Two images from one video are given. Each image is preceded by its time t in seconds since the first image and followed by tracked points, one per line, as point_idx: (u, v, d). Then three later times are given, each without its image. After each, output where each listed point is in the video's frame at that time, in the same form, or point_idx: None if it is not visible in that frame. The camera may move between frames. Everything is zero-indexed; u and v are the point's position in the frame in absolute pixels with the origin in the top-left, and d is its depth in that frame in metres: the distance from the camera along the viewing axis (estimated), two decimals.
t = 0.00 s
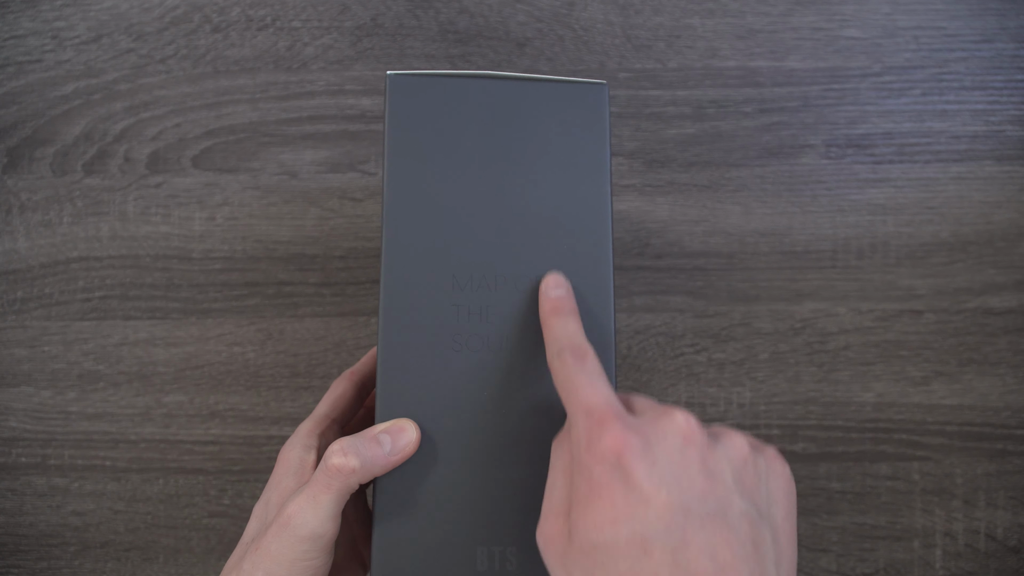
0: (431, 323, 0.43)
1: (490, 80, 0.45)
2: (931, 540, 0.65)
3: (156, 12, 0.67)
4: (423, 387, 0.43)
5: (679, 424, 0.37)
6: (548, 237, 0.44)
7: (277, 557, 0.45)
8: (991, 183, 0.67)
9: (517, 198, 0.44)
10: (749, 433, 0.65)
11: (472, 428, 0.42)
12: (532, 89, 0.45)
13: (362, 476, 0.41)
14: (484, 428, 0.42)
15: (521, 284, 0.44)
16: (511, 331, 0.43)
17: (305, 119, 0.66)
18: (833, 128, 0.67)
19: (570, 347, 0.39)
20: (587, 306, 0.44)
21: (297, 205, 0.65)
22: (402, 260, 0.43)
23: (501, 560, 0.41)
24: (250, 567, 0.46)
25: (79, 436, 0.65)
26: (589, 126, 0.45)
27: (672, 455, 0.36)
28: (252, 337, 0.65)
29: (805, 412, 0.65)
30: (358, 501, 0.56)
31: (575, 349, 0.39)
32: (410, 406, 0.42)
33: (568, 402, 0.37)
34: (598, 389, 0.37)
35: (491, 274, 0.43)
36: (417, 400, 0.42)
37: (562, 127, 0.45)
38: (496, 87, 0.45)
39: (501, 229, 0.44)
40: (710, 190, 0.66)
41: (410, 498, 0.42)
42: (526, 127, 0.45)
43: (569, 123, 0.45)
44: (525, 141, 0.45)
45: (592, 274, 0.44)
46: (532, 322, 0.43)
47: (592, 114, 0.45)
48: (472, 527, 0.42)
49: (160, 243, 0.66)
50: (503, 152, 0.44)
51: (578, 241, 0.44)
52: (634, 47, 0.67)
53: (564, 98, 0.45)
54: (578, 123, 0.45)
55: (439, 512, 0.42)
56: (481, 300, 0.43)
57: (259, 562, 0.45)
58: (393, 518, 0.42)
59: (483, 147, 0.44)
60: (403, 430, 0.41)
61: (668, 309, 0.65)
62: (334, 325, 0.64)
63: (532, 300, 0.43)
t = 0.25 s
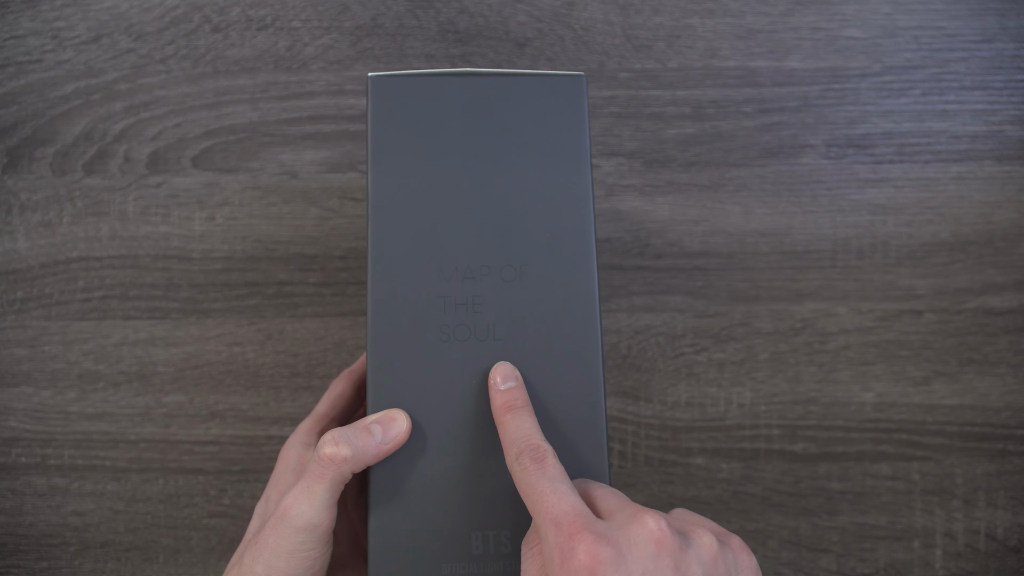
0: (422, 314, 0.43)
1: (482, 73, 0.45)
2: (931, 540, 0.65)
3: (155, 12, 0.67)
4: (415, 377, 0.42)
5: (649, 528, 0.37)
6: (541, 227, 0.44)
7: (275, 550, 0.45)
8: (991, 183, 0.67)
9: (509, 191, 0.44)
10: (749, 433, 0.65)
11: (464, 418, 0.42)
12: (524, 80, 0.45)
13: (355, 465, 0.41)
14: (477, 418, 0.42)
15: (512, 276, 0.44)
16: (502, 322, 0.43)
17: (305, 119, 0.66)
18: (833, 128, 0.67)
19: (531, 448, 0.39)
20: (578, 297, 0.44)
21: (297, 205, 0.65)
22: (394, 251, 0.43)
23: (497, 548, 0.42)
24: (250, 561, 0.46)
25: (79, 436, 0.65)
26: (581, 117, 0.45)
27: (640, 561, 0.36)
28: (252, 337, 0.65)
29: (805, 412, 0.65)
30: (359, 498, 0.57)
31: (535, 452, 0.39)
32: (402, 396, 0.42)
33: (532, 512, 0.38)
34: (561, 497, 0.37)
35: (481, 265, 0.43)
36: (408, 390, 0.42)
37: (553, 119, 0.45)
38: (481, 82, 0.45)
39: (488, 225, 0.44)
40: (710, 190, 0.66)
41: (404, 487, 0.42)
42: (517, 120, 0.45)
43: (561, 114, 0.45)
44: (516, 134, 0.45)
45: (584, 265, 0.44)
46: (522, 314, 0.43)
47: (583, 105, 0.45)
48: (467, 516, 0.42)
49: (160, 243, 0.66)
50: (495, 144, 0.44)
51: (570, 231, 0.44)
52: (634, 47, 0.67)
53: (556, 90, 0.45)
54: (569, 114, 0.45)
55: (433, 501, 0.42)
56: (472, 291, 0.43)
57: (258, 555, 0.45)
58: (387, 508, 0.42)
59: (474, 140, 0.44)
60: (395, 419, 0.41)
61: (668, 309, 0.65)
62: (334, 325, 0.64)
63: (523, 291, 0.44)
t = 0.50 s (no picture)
0: (423, 311, 0.43)
1: (482, 70, 0.45)
2: (931, 540, 0.65)
3: (156, 12, 0.67)
4: (415, 374, 0.43)
5: (658, 522, 0.37)
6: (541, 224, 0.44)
7: (273, 546, 0.45)
8: (991, 184, 0.67)
9: (509, 188, 0.44)
10: (749, 433, 0.65)
11: (465, 415, 0.42)
12: (525, 77, 0.45)
13: (353, 461, 0.41)
14: (477, 415, 0.42)
15: (513, 273, 0.44)
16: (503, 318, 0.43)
17: (305, 119, 0.66)
18: (833, 128, 0.67)
19: (535, 445, 0.39)
20: (579, 294, 0.44)
21: (296, 205, 0.65)
22: (394, 249, 0.43)
23: (497, 545, 0.42)
24: (249, 557, 0.46)
25: (79, 436, 0.65)
26: (581, 114, 0.45)
27: (649, 555, 0.36)
28: (252, 337, 0.65)
29: (805, 412, 0.65)
30: (359, 494, 0.57)
31: (539, 449, 0.39)
32: (402, 393, 0.42)
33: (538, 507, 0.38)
34: (567, 493, 0.37)
35: (482, 263, 0.43)
36: (408, 387, 0.42)
37: (553, 116, 0.45)
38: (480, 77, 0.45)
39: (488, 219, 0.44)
40: (710, 190, 0.66)
41: (404, 484, 0.42)
42: (518, 117, 0.45)
43: (561, 111, 0.45)
44: (517, 131, 0.45)
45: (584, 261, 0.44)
46: (523, 311, 0.43)
47: (584, 102, 0.45)
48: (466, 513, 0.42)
49: (160, 243, 0.66)
50: (495, 141, 0.44)
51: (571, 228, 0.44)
52: (634, 47, 0.67)
53: (557, 86, 0.45)
54: (569, 111, 0.45)
55: (433, 498, 0.42)
56: (473, 288, 0.43)
57: (257, 551, 0.45)
58: (386, 505, 0.42)
59: (475, 137, 0.44)
60: (394, 415, 0.41)
61: (668, 310, 0.65)
62: (334, 325, 0.64)
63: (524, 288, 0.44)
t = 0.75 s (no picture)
0: (425, 313, 0.43)
1: (485, 72, 0.45)
2: (931, 540, 0.65)
3: (156, 12, 0.67)
4: (416, 375, 0.43)
5: (661, 528, 0.37)
6: (544, 226, 0.44)
7: (272, 547, 0.45)
8: (991, 184, 0.67)
9: (511, 190, 0.44)
10: (749, 433, 0.65)
11: (465, 417, 0.42)
12: (528, 80, 0.45)
13: (353, 463, 0.41)
14: (477, 418, 0.42)
15: (515, 275, 0.44)
16: (505, 321, 0.43)
17: (305, 120, 0.66)
18: (833, 128, 0.67)
19: (537, 449, 0.39)
20: (580, 296, 0.44)
21: (296, 205, 0.65)
22: (397, 251, 0.43)
23: (496, 548, 0.42)
24: (247, 559, 0.46)
25: (79, 436, 0.65)
26: (584, 117, 0.45)
27: (651, 560, 0.36)
28: (252, 337, 0.65)
29: (805, 412, 0.65)
30: (359, 493, 0.57)
31: (541, 453, 0.39)
32: (402, 394, 0.42)
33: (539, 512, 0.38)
34: (570, 498, 0.37)
35: (484, 265, 0.43)
36: (409, 388, 0.42)
37: (556, 119, 0.45)
38: (483, 77, 0.45)
39: (489, 219, 0.44)
40: (710, 190, 0.66)
41: (404, 487, 0.42)
42: (521, 119, 0.45)
43: (564, 114, 0.45)
44: (520, 133, 0.45)
45: (586, 264, 0.44)
46: (525, 313, 0.43)
47: (587, 105, 0.45)
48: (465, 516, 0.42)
49: (160, 243, 0.66)
50: (497, 144, 0.44)
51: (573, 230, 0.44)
52: (635, 47, 0.67)
53: (560, 89, 0.45)
54: (572, 114, 0.45)
55: (432, 501, 0.42)
56: (475, 290, 0.43)
57: (256, 553, 0.45)
58: (386, 508, 0.42)
59: (478, 140, 0.44)
60: (394, 417, 0.41)
61: (669, 310, 0.65)
62: (334, 325, 0.64)
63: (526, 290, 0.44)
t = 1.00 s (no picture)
0: (425, 313, 0.43)
1: (488, 74, 0.45)
2: (931, 540, 0.65)
3: (156, 12, 0.67)
4: (415, 375, 0.42)
5: (663, 532, 0.37)
6: (545, 228, 0.44)
7: (269, 547, 0.45)
8: (991, 183, 0.67)
9: (512, 192, 0.44)
10: (749, 432, 0.65)
11: (464, 417, 0.42)
12: (531, 82, 0.45)
13: (351, 463, 0.41)
14: (477, 419, 0.42)
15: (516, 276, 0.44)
16: (505, 322, 0.43)
17: (305, 119, 0.66)
18: (833, 128, 0.67)
19: (541, 450, 0.39)
20: (580, 298, 0.44)
21: (296, 205, 0.65)
22: (398, 250, 0.43)
23: (496, 549, 0.42)
24: (243, 558, 0.46)
25: (79, 436, 0.65)
26: (585, 120, 0.45)
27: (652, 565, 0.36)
28: (252, 337, 0.65)
29: (805, 412, 0.65)
30: (356, 492, 0.57)
31: (544, 453, 0.39)
32: (401, 394, 0.42)
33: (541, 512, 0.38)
34: (572, 501, 0.37)
35: (485, 266, 0.44)
36: (408, 388, 0.42)
37: (558, 122, 0.45)
38: (487, 78, 0.45)
39: (490, 220, 0.44)
40: (709, 190, 0.66)
41: (404, 487, 0.42)
42: (523, 121, 0.45)
43: (565, 117, 0.45)
44: (522, 135, 0.45)
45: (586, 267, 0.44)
46: (525, 314, 0.43)
47: (589, 108, 0.45)
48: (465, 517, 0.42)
49: (160, 243, 0.66)
50: (499, 145, 0.44)
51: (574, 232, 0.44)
52: (634, 47, 0.67)
53: (564, 92, 0.45)
54: (574, 116, 0.45)
55: (432, 501, 0.42)
56: (475, 291, 0.43)
57: (253, 552, 0.45)
58: (386, 508, 0.42)
59: (479, 141, 0.44)
60: (393, 416, 0.41)
61: (668, 310, 0.65)
62: (334, 325, 0.64)
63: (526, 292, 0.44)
